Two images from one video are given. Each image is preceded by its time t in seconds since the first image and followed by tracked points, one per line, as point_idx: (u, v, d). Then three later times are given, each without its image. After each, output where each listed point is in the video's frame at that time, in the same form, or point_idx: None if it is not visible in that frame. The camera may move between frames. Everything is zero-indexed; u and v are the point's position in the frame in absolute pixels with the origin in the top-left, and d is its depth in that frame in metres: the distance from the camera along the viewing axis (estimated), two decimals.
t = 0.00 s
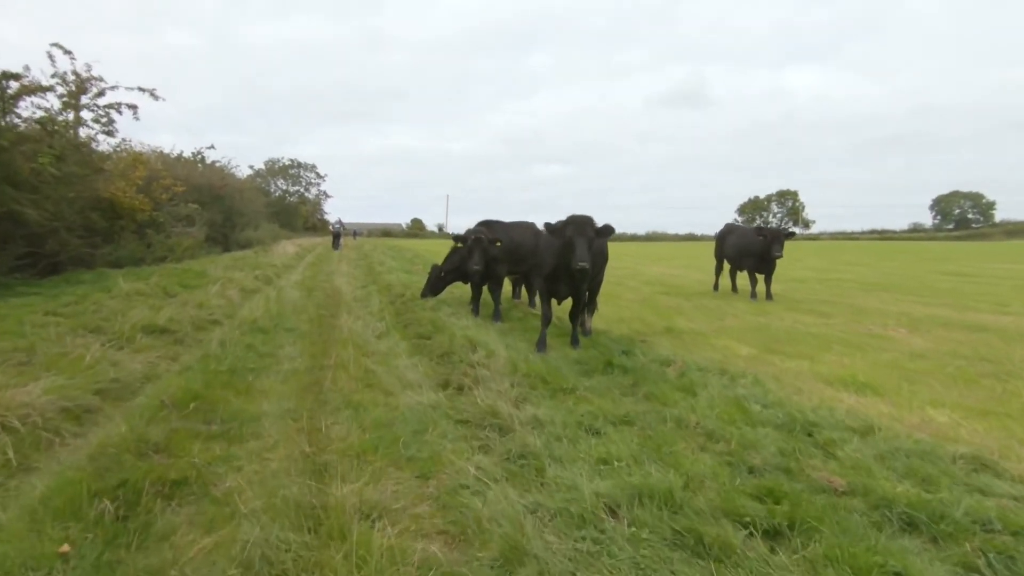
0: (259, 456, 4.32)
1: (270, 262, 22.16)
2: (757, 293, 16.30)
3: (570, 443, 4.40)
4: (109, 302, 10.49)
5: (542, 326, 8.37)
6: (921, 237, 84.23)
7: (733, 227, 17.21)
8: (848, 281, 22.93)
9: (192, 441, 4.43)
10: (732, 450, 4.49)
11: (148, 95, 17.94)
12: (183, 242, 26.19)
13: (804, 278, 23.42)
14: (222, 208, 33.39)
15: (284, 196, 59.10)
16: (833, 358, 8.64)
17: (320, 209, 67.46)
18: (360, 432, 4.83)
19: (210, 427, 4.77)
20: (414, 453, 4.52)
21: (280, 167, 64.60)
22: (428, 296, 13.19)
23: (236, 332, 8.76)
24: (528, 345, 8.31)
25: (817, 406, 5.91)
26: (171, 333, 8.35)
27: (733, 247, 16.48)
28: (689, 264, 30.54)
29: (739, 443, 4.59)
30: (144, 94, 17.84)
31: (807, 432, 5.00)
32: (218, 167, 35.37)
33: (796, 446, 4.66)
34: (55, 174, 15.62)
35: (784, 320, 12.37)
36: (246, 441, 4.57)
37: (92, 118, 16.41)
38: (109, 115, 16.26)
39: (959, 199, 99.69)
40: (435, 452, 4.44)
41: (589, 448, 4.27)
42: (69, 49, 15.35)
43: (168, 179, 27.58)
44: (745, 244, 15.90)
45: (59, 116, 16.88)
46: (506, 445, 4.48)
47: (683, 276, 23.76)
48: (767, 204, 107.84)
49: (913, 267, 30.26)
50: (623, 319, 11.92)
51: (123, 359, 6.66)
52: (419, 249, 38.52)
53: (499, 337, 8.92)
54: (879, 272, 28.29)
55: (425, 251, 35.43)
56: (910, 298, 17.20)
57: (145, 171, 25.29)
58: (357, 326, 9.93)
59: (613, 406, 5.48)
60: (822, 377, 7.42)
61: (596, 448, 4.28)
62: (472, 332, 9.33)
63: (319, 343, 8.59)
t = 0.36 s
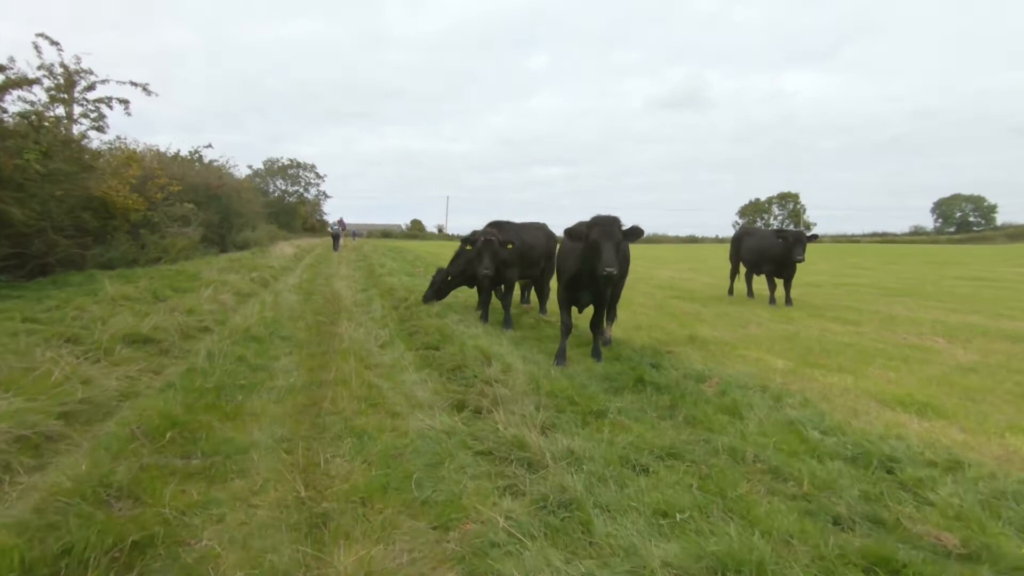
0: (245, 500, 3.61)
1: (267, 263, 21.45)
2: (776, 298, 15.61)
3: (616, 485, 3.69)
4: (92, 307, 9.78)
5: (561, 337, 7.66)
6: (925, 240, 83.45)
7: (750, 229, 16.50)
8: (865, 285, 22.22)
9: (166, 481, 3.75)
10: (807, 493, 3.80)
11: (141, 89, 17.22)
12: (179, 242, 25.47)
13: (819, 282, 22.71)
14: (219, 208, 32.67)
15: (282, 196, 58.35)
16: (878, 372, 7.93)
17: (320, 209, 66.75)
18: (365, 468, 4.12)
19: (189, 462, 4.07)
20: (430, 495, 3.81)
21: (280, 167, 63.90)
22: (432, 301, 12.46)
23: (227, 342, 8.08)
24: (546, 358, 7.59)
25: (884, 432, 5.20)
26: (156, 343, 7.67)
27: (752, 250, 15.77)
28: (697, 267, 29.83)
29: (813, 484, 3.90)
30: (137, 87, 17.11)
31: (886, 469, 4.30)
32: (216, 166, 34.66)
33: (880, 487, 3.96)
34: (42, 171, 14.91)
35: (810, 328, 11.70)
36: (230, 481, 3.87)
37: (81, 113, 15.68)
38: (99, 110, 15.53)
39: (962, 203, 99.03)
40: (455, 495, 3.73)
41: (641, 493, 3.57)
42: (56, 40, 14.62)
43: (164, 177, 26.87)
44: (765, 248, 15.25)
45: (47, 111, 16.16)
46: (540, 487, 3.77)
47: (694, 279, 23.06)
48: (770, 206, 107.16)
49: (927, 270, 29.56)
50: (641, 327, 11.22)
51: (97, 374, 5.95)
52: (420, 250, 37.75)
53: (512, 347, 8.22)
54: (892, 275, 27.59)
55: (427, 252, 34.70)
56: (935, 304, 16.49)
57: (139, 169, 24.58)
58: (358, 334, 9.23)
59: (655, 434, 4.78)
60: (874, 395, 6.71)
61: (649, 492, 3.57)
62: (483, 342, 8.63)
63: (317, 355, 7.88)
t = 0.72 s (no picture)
0: (236, 567, 2.92)
1: (266, 266, 20.75)
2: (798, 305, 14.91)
3: (696, 552, 3.01)
4: (76, 314, 9.07)
5: (589, 350, 6.92)
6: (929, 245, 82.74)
7: (770, 233, 15.82)
8: (883, 291, 21.50)
9: (140, 541, 3.06)
10: (928, 562, 3.11)
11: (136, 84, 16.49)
12: (176, 244, 24.80)
13: (835, 289, 21.99)
14: (217, 209, 31.99)
15: (282, 198, 57.66)
16: (935, 391, 7.23)
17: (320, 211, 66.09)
18: (382, 520, 3.42)
19: (168, 513, 3.36)
20: (463, 557, 3.12)
21: (280, 168, 63.26)
22: (439, 307, 11.69)
23: (221, 353, 7.40)
24: (572, 374, 6.90)
25: (977, 470, 4.50)
26: (143, 355, 7.00)
27: (773, 255, 15.09)
28: (707, 272, 29.09)
29: (930, 549, 3.21)
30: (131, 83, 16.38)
31: (1004, 523, 3.61)
32: (214, 166, 33.97)
33: (1008, 550, 3.28)
34: (30, 170, 14.20)
35: (843, 338, 11.02)
36: (219, 538, 3.17)
37: (73, 108, 14.95)
38: (91, 105, 14.82)
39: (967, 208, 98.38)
40: (495, 560, 3.03)
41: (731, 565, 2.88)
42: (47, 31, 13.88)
43: (161, 177, 26.18)
44: (789, 252, 14.57)
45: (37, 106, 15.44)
46: (599, 550, 3.08)
47: (706, 285, 22.35)
48: (773, 210, 106.53)
49: (942, 276, 28.84)
50: (664, 337, 10.53)
51: (70, 396, 5.25)
52: (422, 253, 37.04)
53: (532, 361, 7.55)
54: (907, 281, 26.88)
55: (429, 255, 34.01)
56: (964, 313, 15.78)
57: (136, 169, 23.89)
58: (364, 344, 8.55)
59: (718, 474, 4.09)
60: (942, 420, 6.01)
61: (738, 562, 2.90)
62: (500, 354, 7.95)
63: (319, 369, 7.18)
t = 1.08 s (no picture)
0: None
1: (264, 269, 20.08)
2: (820, 313, 14.26)
3: None
4: (56, 322, 8.39)
5: (617, 366, 6.25)
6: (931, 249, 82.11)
7: (790, 237, 15.19)
8: (899, 297, 20.89)
9: None
10: None
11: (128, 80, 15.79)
12: (171, 246, 24.09)
13: (850, 294, 21.38)
14: (214, 210, 31.29)
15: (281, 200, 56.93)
16: (997, 411, 6.59)
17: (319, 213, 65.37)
18: None
19: None
20: None
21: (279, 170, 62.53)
22: (445, 315, 11.06)
23: (212, 367, 6.72)
24: (599, 393, 6.26)
25: None
26: (125, 370, 6.34)
27: (793, 260, 14.45)
28: (714, 276, 28.50)
29: None
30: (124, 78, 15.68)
31: None
32: (212, 166, 33.27)
33: None
34: (15, 168, 13.50)
35: (876, 350, 10.39)
36: None
37: (61, 104, 14.25)
38: (81, 100, 14.15)
39: (968, 212, 97.90)
40: None
41: None
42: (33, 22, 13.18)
43: (156, 177, 25.48)
44: (811, 257, 13.94)
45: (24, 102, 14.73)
46: None
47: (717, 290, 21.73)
48: (774, 214, 106.02)
49: (956, 282, 28.18)
50: (687, 348, 9.87)
51: (35, 424, 4.60)
52: (424, 256, 36.31)
53: (553, 377, 6.88)
54: (920, 286, 26.30)
55: (431, 258, 33.34)
56: (991, 320, 15.15)
57: (130, 168, 23.18)
58: (368, 356, 7.88)
59: (797, 526, 3.46)
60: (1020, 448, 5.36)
61: None
62: (517, 369, 7.28)
63: (320, 385, 6.53)
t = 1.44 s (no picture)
0: None
1: (265, 269, 19.42)
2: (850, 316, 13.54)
3: None
4: (36, 325, 7.73)
5: (658, 380, 5.59)
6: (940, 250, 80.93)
7: (816, 236, 14.44)
8: (924, 299, 20.15)
9: None
10: None
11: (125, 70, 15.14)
12: (172, 244, 23.49)
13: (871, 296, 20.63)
14: (216, 208, 30.69)
15: (285, 198, 56.37)
16: None
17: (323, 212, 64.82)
18: None
19: None
20: None
21: (283, 168, 62.01)
22: (459, 318, 10.41)
23: (203, 378, 6.05)
24: (637, 410, 5.56)
25: None
26: (103, 383, 5.66)
27: (821, 260, 13.72)
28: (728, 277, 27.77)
29: None
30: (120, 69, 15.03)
31: None
32: (214, 164, 32.69)
33: None
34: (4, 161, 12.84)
35: (920, 357, 9.67)
36: None
37: (53, 95, 13.60)
38: (73, 91, 13.51)
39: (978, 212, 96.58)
40: None
41: None
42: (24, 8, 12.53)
43: (157, 174, 24.85)
44: (844, 257, 13.19)
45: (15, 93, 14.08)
46: None
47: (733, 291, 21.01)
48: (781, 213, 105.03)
49: (977, 283, 27.34)
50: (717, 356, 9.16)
51: None
52: (428, 255, 35.63)
53: (582, 392, 6.18)
54: (940, 287, 25.55)
55: (436, 257, 32.71)
56: None
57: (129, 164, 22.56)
58: (375, 365, 7.19)
59: None
60: None
61: None
62: (541, 381, 6.58)
63: (323, 399, 5.86)
